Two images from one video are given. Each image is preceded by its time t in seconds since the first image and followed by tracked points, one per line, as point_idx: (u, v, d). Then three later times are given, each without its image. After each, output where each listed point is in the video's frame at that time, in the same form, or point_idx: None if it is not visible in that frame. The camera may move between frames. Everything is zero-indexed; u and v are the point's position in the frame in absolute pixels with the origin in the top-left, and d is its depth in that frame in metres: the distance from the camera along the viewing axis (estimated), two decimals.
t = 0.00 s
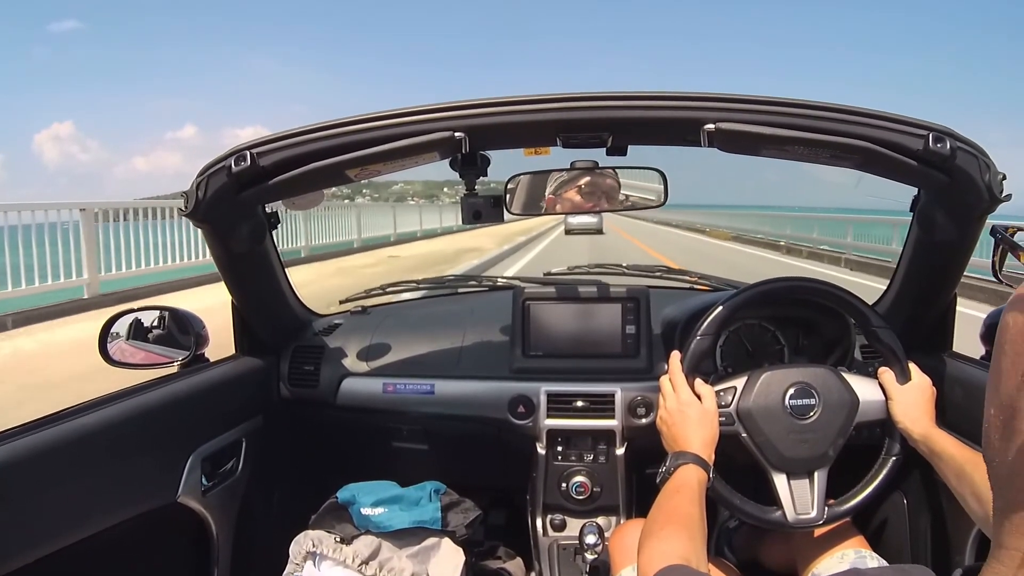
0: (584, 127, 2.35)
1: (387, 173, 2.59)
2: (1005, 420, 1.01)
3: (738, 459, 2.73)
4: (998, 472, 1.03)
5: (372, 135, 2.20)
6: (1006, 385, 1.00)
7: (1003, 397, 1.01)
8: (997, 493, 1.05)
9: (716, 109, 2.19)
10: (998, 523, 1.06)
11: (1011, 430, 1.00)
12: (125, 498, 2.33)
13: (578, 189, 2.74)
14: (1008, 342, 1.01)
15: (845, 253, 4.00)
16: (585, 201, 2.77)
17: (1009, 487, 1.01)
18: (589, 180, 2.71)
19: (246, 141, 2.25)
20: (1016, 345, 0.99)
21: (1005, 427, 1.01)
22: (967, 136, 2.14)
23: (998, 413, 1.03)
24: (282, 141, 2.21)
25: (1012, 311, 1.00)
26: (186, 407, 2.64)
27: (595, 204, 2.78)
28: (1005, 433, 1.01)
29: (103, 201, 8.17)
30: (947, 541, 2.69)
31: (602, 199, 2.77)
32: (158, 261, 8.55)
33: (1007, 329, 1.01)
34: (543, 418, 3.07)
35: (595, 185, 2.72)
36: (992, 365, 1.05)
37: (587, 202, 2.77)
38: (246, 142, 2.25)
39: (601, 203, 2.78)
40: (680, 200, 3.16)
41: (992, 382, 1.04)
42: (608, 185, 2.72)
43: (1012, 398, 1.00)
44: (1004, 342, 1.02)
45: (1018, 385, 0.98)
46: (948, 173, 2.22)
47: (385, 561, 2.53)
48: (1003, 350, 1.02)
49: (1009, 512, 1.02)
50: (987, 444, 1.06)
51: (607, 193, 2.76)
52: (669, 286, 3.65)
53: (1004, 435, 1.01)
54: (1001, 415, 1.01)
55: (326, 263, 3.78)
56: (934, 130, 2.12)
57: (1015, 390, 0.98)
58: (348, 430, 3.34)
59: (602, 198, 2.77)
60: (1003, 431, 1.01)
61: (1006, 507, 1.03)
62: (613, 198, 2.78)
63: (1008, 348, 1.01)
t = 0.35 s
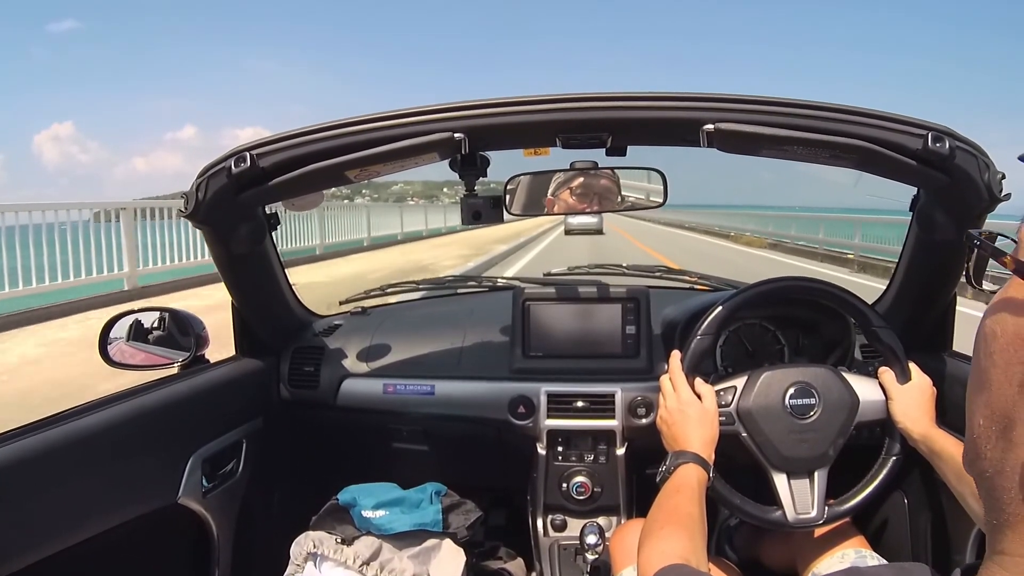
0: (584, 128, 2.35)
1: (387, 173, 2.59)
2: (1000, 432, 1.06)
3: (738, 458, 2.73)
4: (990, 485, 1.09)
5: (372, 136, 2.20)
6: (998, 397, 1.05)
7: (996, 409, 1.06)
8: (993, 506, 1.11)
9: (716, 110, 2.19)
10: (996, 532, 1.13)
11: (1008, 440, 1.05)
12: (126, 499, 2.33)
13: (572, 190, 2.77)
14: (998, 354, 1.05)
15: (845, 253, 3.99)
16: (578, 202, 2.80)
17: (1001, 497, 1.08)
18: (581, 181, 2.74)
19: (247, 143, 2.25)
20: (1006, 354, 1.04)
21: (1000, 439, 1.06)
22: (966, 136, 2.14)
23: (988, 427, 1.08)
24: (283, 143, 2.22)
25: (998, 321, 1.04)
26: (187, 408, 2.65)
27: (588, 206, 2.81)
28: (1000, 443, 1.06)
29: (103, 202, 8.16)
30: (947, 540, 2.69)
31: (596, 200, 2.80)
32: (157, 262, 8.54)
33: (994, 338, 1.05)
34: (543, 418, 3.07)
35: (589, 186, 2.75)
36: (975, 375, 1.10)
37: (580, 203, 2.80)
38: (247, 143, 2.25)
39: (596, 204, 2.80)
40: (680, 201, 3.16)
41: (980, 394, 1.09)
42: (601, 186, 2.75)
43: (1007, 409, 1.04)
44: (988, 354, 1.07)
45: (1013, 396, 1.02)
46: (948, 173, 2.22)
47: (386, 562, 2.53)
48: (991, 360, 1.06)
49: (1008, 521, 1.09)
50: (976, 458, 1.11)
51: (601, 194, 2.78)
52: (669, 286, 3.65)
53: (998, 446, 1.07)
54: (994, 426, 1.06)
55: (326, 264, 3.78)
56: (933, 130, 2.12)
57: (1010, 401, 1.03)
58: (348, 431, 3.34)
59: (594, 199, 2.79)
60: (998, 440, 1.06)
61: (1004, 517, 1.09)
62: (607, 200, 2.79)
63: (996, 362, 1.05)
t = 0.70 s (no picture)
0: (584, 129, 2.35)
1: (387, 174, 2.59)
2: (1000, 437, 1.06)
3: (739, 459, 2.73)
4: (993, 489, 1.09)
5: (372, 137, 2.20)
6: (999, 403, 1.05)
7: (996, 416, 1.06)
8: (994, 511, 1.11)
9: (716, 110, 2.19)
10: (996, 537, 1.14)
11: (1011, 446, 1.05)
12: (126, 500, 2.33)
13: (569, 190, 2.75)
14: (1000, 358, 1.05)
15: (846, 252, 3.99)
16: (574, 203, 2.79)
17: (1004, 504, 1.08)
18: (579, 181, 2.72)
19: (247, 143, 2.25)
20: (1008, 359, 1.04)
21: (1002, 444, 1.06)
22: (966, 137, 2.15)
23: (988, 431, 1.08)
24: (283, 142, 2.22)
25: (998, 326, 1.05)
26: (187, 408, 2.65)
27: (583, 206, 2.80)
28: (1002, 449, 1.06)
29: (103, 202, 8.16)
30: (947, 541, 2.69)
31: (593, 200, 2.78)
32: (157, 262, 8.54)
33: (995, 343, 1.06)
34: (543, 419, 3.07)
35: (585, 186, 2.74)
36: (974, 378, 1.10)
37: (576, 203, 2.78)
38: (247, 143, 2.25)
39: (592, 204, 2.79)
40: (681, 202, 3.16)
41: (980, 398, 1.09)
42: (597, 185, 2.74)
43: (1010, 415, 1.04)
44: (989, 357, 1.07)
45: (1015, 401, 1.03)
46: (948, 174, 2.22)
47: (386, 562, 2.53)
48: (992, 365, 1.06)
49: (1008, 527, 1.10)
50: (976, 463, 1.12)
51: (598, 194, 2.77)
52: (669, 287, 3.65)
53: (1000, 451, 1.07)
54: (996, 431, 1.06)
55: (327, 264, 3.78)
56: (934, 131, 2.12)
57: (1011, 407, 1.03)
58: (348, 432, 3.34)
59: (590, 198, 2.78)
60: (999, 446, 1.06)
61: (1006, 524, 1.10)
62: (603, 199, 2.78)
63: (997, 367, 1.06)
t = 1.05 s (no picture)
0: (583, 129, 2.35)
1: (387, 173, 2.59)
2: (1003, 430, 1.03)
3: (739, 459, 2.73)
4: (997, 481, 1.06)
5: (372, 137, 2.20)
6: (1004, 394, 1.02)
7: (1001, 408, 1.03)
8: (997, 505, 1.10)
9: (715, 110, 2.19)
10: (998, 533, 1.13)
11: (1012, 440, 1.02)
12: (126, 500, 2.33)
13: (571, 189, 2.75)
14: (1004, 351, 1.03)
15: (845, 252, 4.00)
16: (577, 202, 2.78)
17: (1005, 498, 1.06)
18: (580, 180, 2.73)
19: (247, 143, 2.25)
20: (1013, 351, 1.01)
21: (1004, 437, 1.03)
22: (966, 136, 2.14)
23: (991, 423, 1.05)
24: (282, 142, 2.22)
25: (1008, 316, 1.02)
26: (187, 408, 2.65)
27: (586, 204, 2.79)
28: (1005, 443, 1.03)
29: (103, 203, 8.16)
30: (947, 541, 2.69)
31: (595, 198, 2.78)
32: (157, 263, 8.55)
33: (1001, 335, 1.03)
34: (544, 419, 3.07)
35: (588, 185, 2.74)
36: (980, 371, 1.08)
37: (579, 202, 2.78)
38: (247, 143, 2.25)
39: (595, 202, 2.78)
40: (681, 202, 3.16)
41: (985, 389, 1.06)
42: (601, 184, 2.74)
43: (1011, 408, 1.02)
44: (997, 347, 1.04)
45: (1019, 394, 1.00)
46: (948, 173, 2.22)
47: (386, 562, 2.53)
48: (998, 357, 1.04)
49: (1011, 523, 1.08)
50: (979, 455, 1.09)
51: (600, 193, 2.77)
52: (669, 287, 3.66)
53: (1002, 445, 1.04)
54: (998, 424, 1.04)
55: (328, 263, 3.79)
56: (933, 130, 2.12)
57: (1015, 399, 1.01)
58: (348, 432, 3.34)
59: (593, 196, 2.77)
60: (1002, 441, 1.04)
61: (1007, 518, 1.08)
62: (606, 197, 2.78)
63: (1004, 358, 1.03)
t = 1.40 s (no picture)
0: (584, 128, 2.35)
1: (387, 173, 2.58)
2: (1006, 427, 1.03)
3: (739, 459, 2.73)
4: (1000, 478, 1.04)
5: (372, 137, 2.20)
6: (1009, 389, 1.02)
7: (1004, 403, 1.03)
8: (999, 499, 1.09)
9: (717, 110, 2.19)
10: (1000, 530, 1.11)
11: (1012, 436, 1.02)
12: (127, 499, 2.33)
13: (572, 189, 2.77)
14: (1010, 347, 1.02)
15: (847, 253, 3.99)
16: (578, 201, 2.80)
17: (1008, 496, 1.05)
18: (581, 180, 2.74)
19: (247, 143, 2.25)
20: (1017, 349, 1.01)
21: (1006, 433, 1.03)
22: (967, 136, 2.14)
23: (995, 419, 1.05)
24: (282, 142, 2.22)
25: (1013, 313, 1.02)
26: (187, 408, 2.65)
27: (587, 203, 2.81)
28: (1006, 439, 1.03)
29: (103, 203, 8.16)
30: (947, 541, 2.70)
31: (596, 197, 2.80)
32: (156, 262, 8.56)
33: (1007, 333, 1.03)
34: (544, 419, 3.07)
35: (588, 184, 2.75)
36: (988, 367, 1.07)
37: (580, 201, 2.80)
38: (247, 144, 2.25)
39: (597, 200, 2.80)
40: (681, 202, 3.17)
41: (991, 385, 1.06)
42: (602, 183, 2.75)
43: (1013, 405, 1.01)
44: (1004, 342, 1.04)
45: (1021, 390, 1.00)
46: (948, 173, 2.22)
47: (386, 562, 2.53)
48: (1003, 353, 1.04)
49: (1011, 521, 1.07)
50: (983, 451, 1.08)
51: (601, 192, 2.78)
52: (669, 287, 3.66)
53: (1005, 440, 1.03)
54: (1001, 420, 1.03)
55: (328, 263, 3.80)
56: (934, 130, 2.12)
57: (1016, 396, 1.00)
58: (349, 432, 3.34)
59: (595, 195, 2.79)
60: (1004, 437, 1.03)
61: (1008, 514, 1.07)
62: (607, 195, 2.80)
63: (1011, 355, 1.02)
